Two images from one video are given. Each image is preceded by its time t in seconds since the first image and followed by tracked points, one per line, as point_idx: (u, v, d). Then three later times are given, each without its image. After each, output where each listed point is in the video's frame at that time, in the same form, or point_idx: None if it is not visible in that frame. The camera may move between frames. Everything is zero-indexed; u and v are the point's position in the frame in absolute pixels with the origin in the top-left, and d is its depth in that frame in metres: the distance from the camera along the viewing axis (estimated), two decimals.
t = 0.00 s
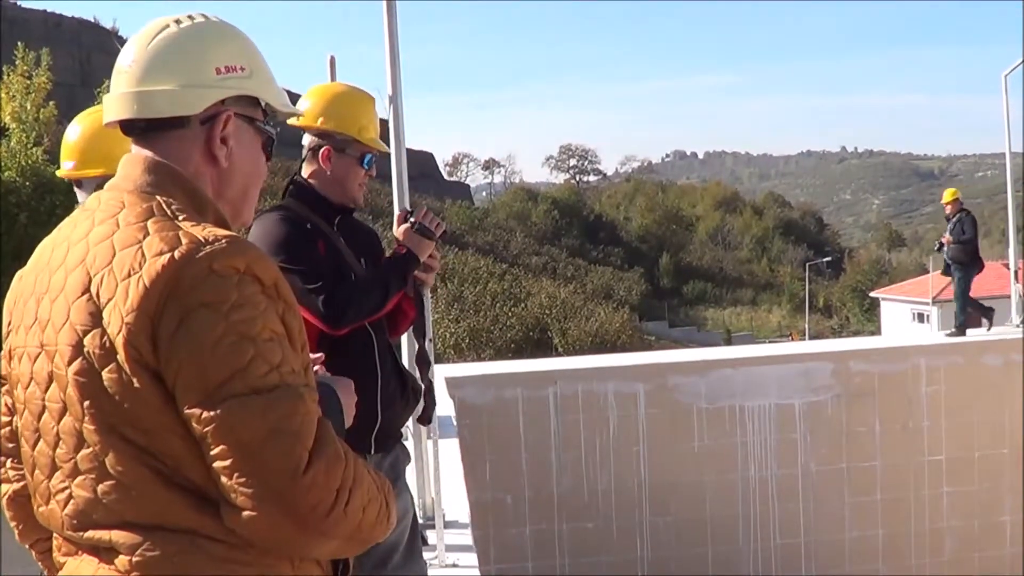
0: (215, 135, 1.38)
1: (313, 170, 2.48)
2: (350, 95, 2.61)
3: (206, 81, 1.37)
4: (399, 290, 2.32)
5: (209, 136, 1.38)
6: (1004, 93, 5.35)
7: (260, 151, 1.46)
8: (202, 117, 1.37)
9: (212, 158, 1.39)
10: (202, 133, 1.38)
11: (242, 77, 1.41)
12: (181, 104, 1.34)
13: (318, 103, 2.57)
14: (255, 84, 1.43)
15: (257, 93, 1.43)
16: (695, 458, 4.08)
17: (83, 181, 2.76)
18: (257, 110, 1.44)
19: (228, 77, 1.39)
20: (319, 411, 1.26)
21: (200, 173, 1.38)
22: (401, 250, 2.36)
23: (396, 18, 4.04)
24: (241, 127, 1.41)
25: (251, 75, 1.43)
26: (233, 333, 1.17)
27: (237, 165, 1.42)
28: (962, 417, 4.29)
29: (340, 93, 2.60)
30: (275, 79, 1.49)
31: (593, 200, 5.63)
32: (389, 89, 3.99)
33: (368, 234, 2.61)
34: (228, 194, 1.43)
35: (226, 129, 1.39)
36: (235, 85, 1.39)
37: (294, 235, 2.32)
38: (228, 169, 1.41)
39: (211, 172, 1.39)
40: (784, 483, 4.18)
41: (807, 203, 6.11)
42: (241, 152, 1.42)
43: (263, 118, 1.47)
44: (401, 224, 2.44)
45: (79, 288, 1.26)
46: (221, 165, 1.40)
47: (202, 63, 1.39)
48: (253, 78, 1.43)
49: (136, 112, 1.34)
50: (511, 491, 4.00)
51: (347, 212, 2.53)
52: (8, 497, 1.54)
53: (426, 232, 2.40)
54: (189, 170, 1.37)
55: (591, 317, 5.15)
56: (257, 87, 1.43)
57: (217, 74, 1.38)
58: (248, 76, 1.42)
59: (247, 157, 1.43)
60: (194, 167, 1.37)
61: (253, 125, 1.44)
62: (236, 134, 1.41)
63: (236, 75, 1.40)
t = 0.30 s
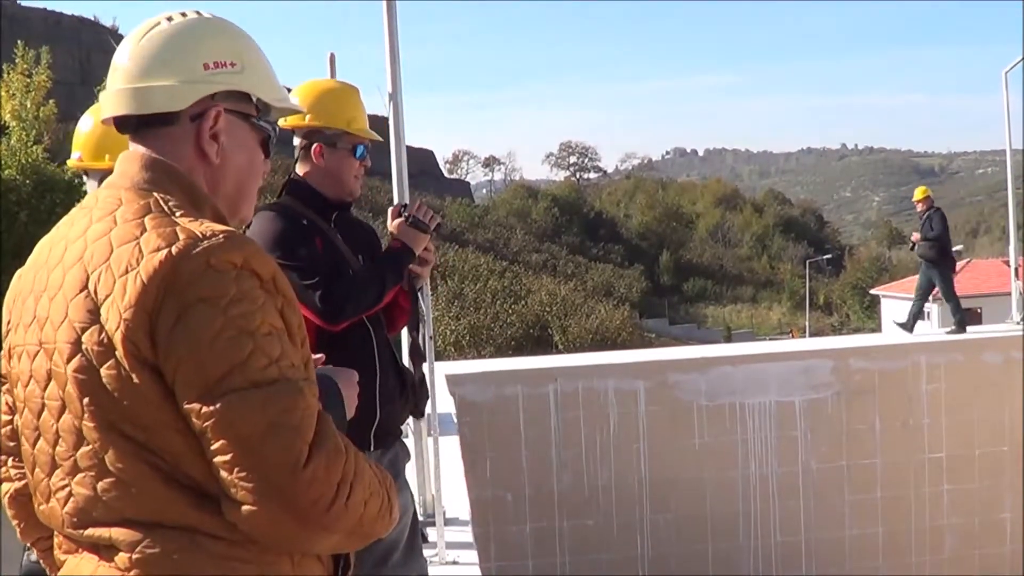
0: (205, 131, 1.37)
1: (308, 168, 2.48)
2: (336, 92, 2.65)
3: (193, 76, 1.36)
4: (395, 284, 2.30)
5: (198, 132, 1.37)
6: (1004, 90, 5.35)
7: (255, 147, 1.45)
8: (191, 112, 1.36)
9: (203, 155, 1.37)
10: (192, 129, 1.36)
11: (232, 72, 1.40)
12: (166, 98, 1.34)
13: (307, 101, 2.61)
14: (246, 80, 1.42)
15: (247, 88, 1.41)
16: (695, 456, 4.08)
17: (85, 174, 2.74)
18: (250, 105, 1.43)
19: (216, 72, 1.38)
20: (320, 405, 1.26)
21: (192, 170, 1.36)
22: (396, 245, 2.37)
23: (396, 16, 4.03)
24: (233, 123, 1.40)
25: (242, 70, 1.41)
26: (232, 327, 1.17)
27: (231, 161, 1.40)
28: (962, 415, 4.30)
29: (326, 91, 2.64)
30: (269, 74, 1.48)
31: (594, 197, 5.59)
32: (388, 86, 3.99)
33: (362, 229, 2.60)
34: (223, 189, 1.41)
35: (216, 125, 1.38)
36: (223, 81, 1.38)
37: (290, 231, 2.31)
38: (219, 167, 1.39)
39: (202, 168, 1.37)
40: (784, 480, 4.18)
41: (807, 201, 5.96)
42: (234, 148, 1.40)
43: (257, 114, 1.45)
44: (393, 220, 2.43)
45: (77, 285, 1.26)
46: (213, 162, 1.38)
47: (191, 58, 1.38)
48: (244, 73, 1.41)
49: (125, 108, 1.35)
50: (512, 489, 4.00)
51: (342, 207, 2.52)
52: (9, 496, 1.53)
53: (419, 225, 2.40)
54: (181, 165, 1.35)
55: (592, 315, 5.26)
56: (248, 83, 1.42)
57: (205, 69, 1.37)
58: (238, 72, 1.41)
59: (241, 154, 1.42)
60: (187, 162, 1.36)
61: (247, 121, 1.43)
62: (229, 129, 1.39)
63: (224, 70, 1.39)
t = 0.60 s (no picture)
0: (195, 125, 1.37)
1: (304, 166, 2.48)
2: (329, 83, 2.62)
3: (178, 71, 1.35)
4: (393, 277, 2.31)
5: (188, 126, 1.37)
6: (1004, 85, 5.35)
7: (250, 140, 1.43)
8: (180, 106, 1.36)
9: (194, 148, 1.37)
10: (182, 123, 1.36)
11: (221, 65, 1.39)
12: (152, 94, 1.34)
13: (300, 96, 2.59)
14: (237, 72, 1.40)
15: (236, 81, 1.39)
16: (695, 451, 4.09)
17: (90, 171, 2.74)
18: (241, 99, 1.41)
19: (203, 65, 1.37)
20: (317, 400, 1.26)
21: (184, 163, 1.36)
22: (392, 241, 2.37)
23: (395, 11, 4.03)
24: (225, 116, 1.39)
25: (232, 63, 1.39)
26: (228, 322, 1.17)
27: (222, 155, 1.40)
28: (962, 410, 4.30)
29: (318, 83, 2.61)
30: (264, 67, 1.45)
31: (593, 192, 5.59)
32: (388, 82, 3.99)
33: (359, 224, 2.58)
34: (216, 182, 1.41)
35: (206, 118, 1.37)
36: (210, 74, 1.36)
37: (286, 226, 2.31)
38: (211, 160, 1.39)
39: (193, 162, 1.37)
40: (784, 476, 4.18)
41: (805, 197, 6.00)
42: (226, 142, 1.39)
43: (251, 106, 1.42)
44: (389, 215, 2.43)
45: (73, 280, 1.26)
46: (204, 155, 1.38)
47: (180, 53, 1.38)
48: (233, 65, 1.39)
49: (114, 105, 1.36)
50: (511, 484, 4.01)
51: (340, 203, 2.53)
52: (9, 491, 1.53)
53: (416, 219, 2.39)
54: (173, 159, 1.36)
55: (591, 310, 5.23)
56: (237, 75, 1.39)
57: (192, 63, 1.36)
58: (228, 65, 1.39)
59: (234, 148, 1.41)
60: (179, 156, 1.36)
61: (241, 115, 1.41)
62: (220, 123, 1.38)
63: (212, 63, 1.38)
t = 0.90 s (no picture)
0: (193, 124, 1.36)
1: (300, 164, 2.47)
2: (326, 81, 2.60)
3: (174, 70, 1.34)
4: (389, 276, 2.30)
5: (186, 125, 1.36)
6: (1004, 83, 5.34)
7: (248, 138, 1.43)
8: (178, 106, 1.36)
9: (193, 148, 1.37)
10: (180, 123, 1.36)
11: (217, 63, 1.38)
12: (150, 94, 1.33)
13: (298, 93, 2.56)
14: (234, 71, 1.39)
15: (232, 79, 1.38)
16: (693, 449, 4.09)
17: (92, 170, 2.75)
18: (239, 96, 1.40)
19: (199, 64, 1.36)
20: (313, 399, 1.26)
21: (182, 163, 1.36)
22: (390, 239, 2.36)
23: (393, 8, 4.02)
24: (223, 115, 1.38)
25: (228, 61, 1.39)
26: (224, 319, 1.16)
27: (221, 154, 1.39)
28: (961, 408, 4.30)
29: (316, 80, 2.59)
30: (260, 65, 1.45)
31: (591, 190, 5.63)
32: (386, 80, 3.98)
33: (355, 220, 2.59)
34: (215, 179, 1.40)
35: (205, 117, 1.37)
36: (207, 72, 1.36)
37: (284, 225, 2.30)
38: (210, 159, 1.38)
39: (192, 160, 1.36)
40: (783, 473, 4.18)
41: (805, 193, 6.21)
42: (225, 140, 1.39)
43: (247, 103, 1.42)
44: (387, 212, 2.40)
45: (69, 278, 1.25)
46: (203, 154, 1.37)
47: (176, 52, 1.37)
48: (230, 63, 1.39)
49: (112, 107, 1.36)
50: (510, 483, 4.00)
51: (337, 202, 2.53)
52: (8, 489, 1.52)
53: (415, 219, 2.38)
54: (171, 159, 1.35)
55: (590, 308, 5.18)
56: (234, 73, 1.39)
57: (188, 62, 1.35)
58: (224, 63, 1.38)
59: (234, 147, 1.40)
60: (177, 154, 1.35)
61: (239, 113, 1.40)
62: (219, 121, 1.38)
63: (208, 61, 1.37)
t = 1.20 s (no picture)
0: (197, 125, 1.29)
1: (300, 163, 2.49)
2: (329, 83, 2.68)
3: (173, 71, 1.26)
4: (388, 275, 2.31)
5: (190, 126, 1.29)
6: (1004, 82, 5.30)
7: (244, 134, 1.36)
8: (179, 109, 1.27)
9: (195, 147, 1.30)
10: (183, 123, 1.28)
11: (217, 62, 1.29)
12: (150, 100, 1.24)
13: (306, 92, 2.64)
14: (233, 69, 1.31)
15: (234, 78, 1.31)
16: (691, 448, 4.08)
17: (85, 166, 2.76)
18: (235, 92, 1.32)
19: (202, 65, 1.27)
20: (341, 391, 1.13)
21: (181, 164, 1.29)
22: (387, 237, 2.36)
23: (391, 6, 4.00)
24: (223, 114, 1.31)
25: (229, 58, 1.30)
26: (227, 321, 1.06)
27: (221, 153, 1.33)
28: (959, 408, 4.30)
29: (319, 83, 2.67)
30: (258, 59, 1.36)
31: (591, 190, 5.66)
32: (385, 78, 3.97)
33: (353, 220, 2.59)
34: (213, 179, 1.34)
35: (207, 118, 1.29)
36: (210, 74, 1.27)
37: (283, 223, 2.29)
38: (213, 156, 1.32)
39: (194, 161, 1.30)
40: (780, 473, 4.18)
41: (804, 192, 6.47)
42: (225, 138, 1.32)
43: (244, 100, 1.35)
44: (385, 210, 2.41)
45: (62, 278, 1.23)
46: (205, 154, 1.31)
47: (175, 50, 1.27)
48: (231, 62, 1.30)
49: (106, 111, 1.26)
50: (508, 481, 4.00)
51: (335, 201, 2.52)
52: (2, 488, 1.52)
53: (412, 215, 2.40)
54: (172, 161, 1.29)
55: (588, 307, 5.16)
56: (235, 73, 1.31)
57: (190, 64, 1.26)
58: (223, 62, 1.29)
59: (233, 143, 1.34)
60: (176, 155, 1.29)
61: (236, 109, 1.33)
62: (219, 121, 1.31)
63: (210, 62, 1.28)
